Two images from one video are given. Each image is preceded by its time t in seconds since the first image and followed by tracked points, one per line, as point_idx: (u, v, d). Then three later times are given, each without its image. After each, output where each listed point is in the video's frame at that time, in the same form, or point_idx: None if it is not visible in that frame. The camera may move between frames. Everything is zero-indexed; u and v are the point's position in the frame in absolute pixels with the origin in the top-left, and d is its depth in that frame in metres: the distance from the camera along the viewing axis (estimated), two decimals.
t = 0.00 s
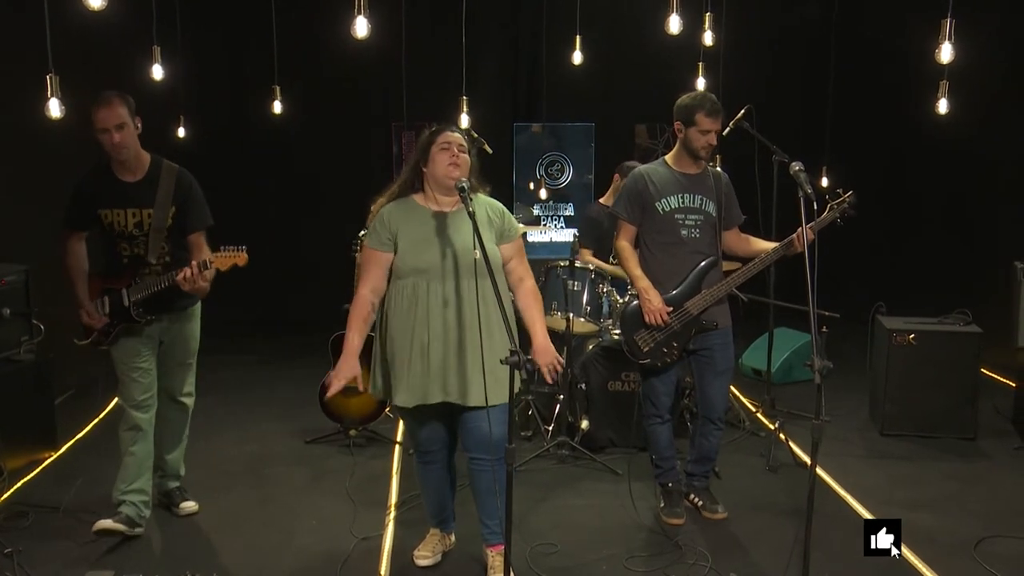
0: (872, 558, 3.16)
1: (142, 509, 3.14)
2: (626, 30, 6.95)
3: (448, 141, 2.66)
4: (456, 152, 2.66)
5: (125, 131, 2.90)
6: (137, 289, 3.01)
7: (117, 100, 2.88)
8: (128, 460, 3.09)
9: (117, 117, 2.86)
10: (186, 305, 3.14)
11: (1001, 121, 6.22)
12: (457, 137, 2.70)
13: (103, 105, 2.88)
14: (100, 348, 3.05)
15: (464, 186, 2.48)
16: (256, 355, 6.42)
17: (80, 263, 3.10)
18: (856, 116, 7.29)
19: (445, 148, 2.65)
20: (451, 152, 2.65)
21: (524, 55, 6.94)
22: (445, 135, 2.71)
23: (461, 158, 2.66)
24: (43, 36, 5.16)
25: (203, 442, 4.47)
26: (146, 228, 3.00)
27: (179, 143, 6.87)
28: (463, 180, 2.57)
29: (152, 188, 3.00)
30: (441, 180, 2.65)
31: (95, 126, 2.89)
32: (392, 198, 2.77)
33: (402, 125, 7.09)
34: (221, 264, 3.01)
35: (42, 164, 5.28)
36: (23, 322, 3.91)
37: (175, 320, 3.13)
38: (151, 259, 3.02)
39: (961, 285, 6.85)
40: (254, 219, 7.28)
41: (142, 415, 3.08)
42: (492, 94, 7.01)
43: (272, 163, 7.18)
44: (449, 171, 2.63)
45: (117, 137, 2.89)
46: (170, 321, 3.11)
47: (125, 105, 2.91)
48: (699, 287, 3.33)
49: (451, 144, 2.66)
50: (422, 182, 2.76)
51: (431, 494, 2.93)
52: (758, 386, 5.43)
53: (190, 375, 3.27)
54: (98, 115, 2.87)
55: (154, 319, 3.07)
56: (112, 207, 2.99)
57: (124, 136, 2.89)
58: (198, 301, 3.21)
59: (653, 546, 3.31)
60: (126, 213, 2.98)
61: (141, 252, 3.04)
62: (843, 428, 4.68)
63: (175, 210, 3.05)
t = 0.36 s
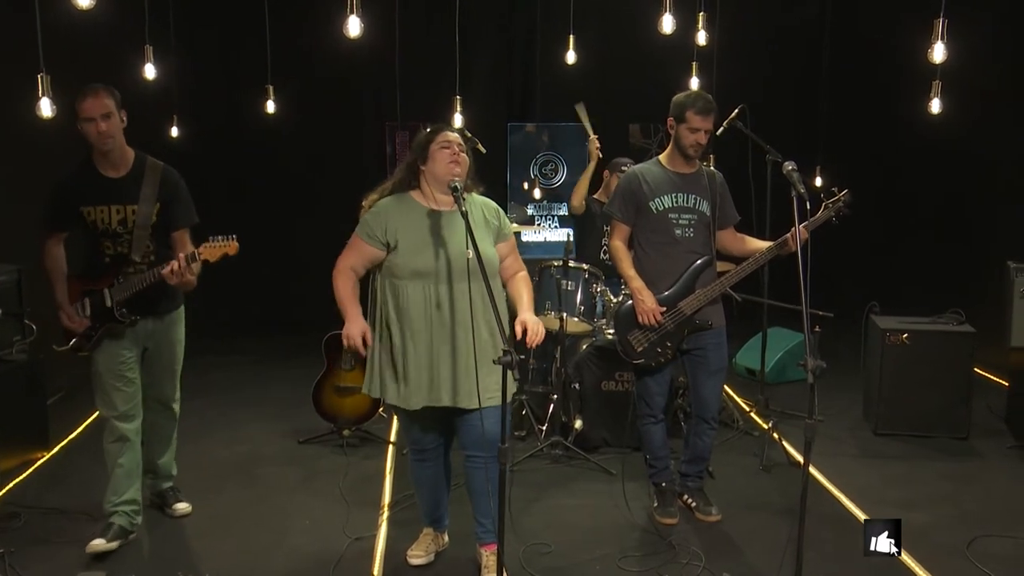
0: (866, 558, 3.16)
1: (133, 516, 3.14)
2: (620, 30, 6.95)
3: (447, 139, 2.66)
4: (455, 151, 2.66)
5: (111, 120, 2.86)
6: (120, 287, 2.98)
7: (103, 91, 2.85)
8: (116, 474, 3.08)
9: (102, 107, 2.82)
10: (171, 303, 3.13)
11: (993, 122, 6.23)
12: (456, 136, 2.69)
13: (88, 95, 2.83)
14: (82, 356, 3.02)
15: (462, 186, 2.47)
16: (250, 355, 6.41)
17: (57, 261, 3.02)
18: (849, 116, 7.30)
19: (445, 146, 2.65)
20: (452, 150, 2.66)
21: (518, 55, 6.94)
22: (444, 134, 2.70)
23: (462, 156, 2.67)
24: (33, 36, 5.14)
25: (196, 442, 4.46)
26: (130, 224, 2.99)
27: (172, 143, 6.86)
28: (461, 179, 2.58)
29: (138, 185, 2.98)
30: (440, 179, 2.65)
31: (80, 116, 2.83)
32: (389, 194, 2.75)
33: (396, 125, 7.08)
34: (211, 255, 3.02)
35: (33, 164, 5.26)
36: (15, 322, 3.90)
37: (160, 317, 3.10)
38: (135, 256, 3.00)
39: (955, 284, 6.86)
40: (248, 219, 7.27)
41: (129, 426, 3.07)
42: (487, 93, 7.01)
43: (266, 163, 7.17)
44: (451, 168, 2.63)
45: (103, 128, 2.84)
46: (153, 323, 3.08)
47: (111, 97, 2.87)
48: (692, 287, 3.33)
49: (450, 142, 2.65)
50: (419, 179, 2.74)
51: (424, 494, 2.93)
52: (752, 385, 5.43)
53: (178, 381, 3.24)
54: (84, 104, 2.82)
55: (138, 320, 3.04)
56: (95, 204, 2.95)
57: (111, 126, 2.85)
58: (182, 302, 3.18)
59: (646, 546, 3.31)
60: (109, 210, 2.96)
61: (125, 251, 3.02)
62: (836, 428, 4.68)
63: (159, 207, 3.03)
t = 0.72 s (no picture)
0: (854, 558, 3.16)
1: (120, 522, 3.10)
2: (610, 31, 6.96)
3: (418, 142, 2.67)
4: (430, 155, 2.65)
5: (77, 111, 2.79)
6: (102, 281, 2.90)
7: (62, 83, 2.75)
8: (98, 485, 3.02)
9: (66, 99, 2.74)
10: (150, 299, 3.07)
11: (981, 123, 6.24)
12: (431, 137, 2.70)
13: (51, 88, 2.74)
14: (64, 372, 2.95)
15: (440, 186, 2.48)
16: (240, 355, 6.39)
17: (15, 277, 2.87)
18: (838, 117, 7.31)
19: (418, 150, 2.66)
20: (423, 153, 2.65)
21: (507, 55, 6.94)
22: (419, 135, 2.71)
23: (434, 158, 2.65)
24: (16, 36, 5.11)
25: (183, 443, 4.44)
26: (98, 218, 2.89)
27: (159, 143, 6.83)
28: (439, 180, 2.57)
29: (101, 180, 2.89)
30: (416, 183, 2.65)
31: (47, 109, 2.72)
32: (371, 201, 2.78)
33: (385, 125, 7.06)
34: (204, 219, 3.03)
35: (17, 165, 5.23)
36: None
37: (138, 318, 3.01)
38: (111, 248, 2.92)
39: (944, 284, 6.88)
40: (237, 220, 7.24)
41: (105, 438, 2.99)
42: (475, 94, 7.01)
43: (254, 163, 7.15)
44: (424, 171, 2.63)
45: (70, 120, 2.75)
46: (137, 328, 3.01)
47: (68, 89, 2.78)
48: (680, 288, 3.33)
49: (423, 145, 2.66)
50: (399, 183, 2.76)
51: (412, 495, 2.93)
52: (740, 385, 5.44)
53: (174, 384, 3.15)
54: (53, 97, 2.72)
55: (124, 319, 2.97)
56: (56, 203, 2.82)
57: (76, 117, 2.77)
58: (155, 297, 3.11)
59: (635, 546, 3.31)
60: (74, 206, 2.84)
61: (98, 246, 2.91)
62: (824, 428, 4.69)
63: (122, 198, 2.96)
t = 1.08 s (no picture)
0: (837, 557, 3.16)
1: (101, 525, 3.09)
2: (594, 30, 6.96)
3: (412, 142, 2.66)
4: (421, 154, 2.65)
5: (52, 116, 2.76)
6: (81, 281, 2.85)
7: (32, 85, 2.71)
8: (77, 489, 3.00)
9: (41, 103, 2.70)
10: (127, 304, 3.01)
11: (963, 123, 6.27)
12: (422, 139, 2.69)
13: (28, 91, 2.70)
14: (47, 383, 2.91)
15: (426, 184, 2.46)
16: (225, 356, 6.37)
17: None
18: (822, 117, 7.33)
19: (411, 149, 2.65)
20: (416, 154, 2.64)
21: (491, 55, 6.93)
22: (410, 136, 2.70)
23: (427, 159, 2.66)
24: None
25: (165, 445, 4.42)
26: (71, 219, 2.84)
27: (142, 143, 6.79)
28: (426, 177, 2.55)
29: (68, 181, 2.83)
30: (406, 181, 2.63)
31: (25, 114, 2.68)
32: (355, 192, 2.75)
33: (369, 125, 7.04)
34: (182, 205, 2.95)
35: None
36: None
37: (115, 320, 2.95)
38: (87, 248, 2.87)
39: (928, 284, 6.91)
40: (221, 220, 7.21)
41: (84, 445, 2.96)
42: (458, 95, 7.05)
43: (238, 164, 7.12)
44: (415, 170, 2.62)
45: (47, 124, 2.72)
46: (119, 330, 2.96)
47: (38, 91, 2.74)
48: (664, 289, 3.33)
49: (417, 145, 2.65)
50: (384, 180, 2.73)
51: (395, 496, 2.91)
52: (724, 385, 5.45)
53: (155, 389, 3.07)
54: (32, 100, 2.68)
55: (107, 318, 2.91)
56: (27, 206, 2.77)
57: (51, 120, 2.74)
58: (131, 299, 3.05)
59: (619, 546, 3.30)
60: (46, 208, 2.79)
61: (73, 247, 2.86)
62: (808, 427, 4.69)
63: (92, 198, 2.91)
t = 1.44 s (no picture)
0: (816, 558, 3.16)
1: (77, 531, 3.03)
2: (574, 30, 6.98)
3: (363, 158, 2.59)
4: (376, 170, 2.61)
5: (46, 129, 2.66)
6: (47, 288, 2.69)
7: (31, 94, 2.63)
8: (52, 493, 2.94)
9: (34, 114, 2.61)
10: (110, 323, 2.83)
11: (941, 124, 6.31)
12: (379, 150, 2.62)
13: (19, 100, 2.61)
14: (20, 385, 2.84)
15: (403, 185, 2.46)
16: (205, 358, 6.33)
17: None
18: (802, 117, 7.36)
19: (364, 164, 2.59)
20: (370, 170, 2.59)
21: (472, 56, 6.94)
22: (364, 145, 2.62)
23: (382, 169, 2.61)
24: None
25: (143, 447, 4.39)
26: (54, 225, 2.72)
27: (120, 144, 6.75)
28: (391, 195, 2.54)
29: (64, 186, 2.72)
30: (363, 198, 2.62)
31: (14, 123, 2.59)
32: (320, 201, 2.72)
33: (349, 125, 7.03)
34: (145, 214, 2.80)
35: None
36: None
37: (90, 337, 2.79)
38: (60, 253, 2.70)
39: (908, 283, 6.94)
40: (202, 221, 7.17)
41: (60, 451, 2.89)
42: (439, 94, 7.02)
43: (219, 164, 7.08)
44: (371, 187, 2.59)
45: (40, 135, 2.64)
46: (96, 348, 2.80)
47: (38, 99, 2.66)
48: (644, 289, 3.32)
49: (368, 160, 2.58)
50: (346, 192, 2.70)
51: (373, 498, 2.90)
52: (705, 384, 5.47)
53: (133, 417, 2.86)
54: (20, 109, 2.59)
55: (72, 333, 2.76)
56: (13, 208, 2.70)
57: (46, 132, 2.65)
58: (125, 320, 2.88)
59: (599, 547, 3.30)
60: (30, 212, 2.71)
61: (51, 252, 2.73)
62: (789, 426, 4.70)
63: (85, 206, 2.76)
